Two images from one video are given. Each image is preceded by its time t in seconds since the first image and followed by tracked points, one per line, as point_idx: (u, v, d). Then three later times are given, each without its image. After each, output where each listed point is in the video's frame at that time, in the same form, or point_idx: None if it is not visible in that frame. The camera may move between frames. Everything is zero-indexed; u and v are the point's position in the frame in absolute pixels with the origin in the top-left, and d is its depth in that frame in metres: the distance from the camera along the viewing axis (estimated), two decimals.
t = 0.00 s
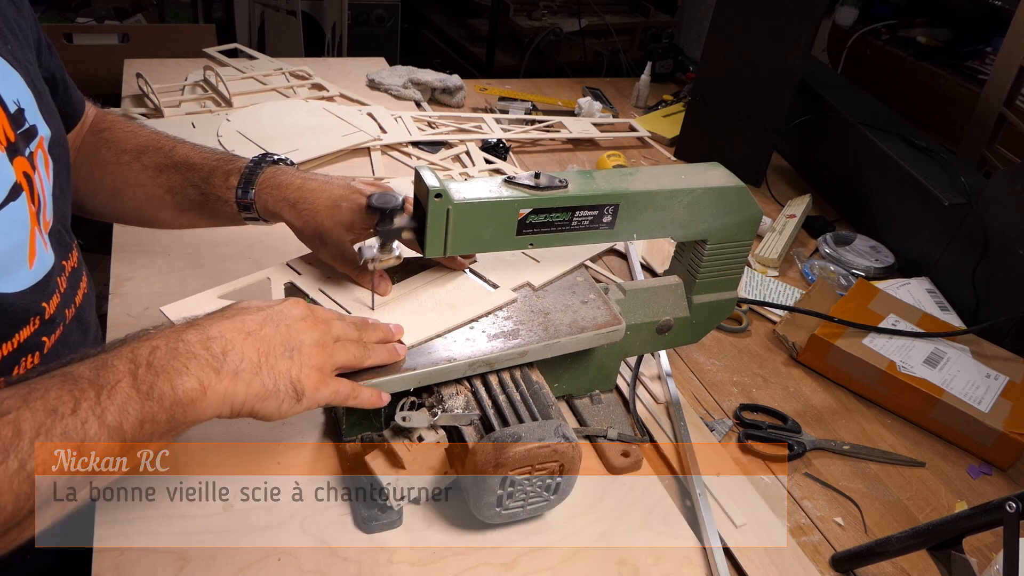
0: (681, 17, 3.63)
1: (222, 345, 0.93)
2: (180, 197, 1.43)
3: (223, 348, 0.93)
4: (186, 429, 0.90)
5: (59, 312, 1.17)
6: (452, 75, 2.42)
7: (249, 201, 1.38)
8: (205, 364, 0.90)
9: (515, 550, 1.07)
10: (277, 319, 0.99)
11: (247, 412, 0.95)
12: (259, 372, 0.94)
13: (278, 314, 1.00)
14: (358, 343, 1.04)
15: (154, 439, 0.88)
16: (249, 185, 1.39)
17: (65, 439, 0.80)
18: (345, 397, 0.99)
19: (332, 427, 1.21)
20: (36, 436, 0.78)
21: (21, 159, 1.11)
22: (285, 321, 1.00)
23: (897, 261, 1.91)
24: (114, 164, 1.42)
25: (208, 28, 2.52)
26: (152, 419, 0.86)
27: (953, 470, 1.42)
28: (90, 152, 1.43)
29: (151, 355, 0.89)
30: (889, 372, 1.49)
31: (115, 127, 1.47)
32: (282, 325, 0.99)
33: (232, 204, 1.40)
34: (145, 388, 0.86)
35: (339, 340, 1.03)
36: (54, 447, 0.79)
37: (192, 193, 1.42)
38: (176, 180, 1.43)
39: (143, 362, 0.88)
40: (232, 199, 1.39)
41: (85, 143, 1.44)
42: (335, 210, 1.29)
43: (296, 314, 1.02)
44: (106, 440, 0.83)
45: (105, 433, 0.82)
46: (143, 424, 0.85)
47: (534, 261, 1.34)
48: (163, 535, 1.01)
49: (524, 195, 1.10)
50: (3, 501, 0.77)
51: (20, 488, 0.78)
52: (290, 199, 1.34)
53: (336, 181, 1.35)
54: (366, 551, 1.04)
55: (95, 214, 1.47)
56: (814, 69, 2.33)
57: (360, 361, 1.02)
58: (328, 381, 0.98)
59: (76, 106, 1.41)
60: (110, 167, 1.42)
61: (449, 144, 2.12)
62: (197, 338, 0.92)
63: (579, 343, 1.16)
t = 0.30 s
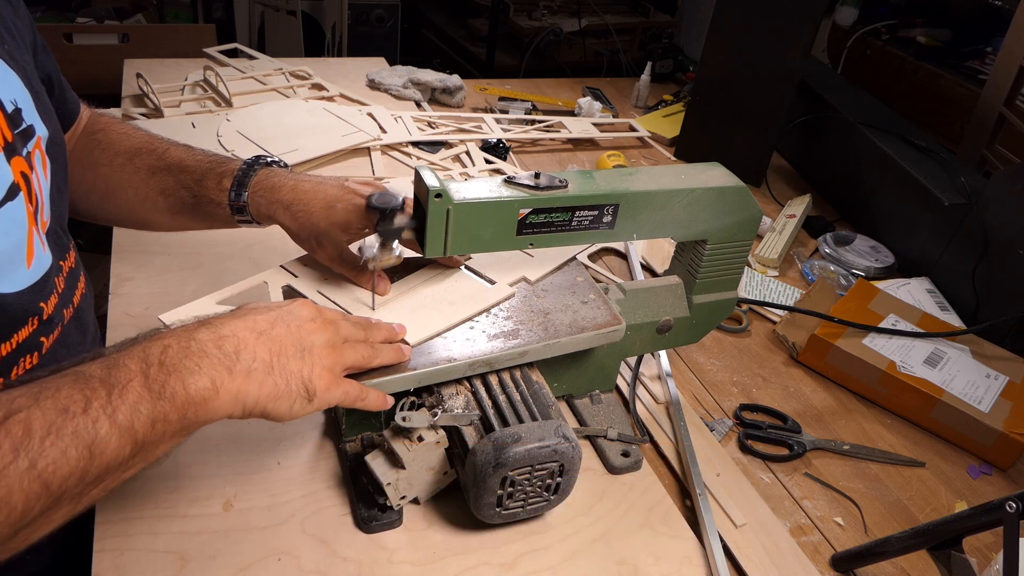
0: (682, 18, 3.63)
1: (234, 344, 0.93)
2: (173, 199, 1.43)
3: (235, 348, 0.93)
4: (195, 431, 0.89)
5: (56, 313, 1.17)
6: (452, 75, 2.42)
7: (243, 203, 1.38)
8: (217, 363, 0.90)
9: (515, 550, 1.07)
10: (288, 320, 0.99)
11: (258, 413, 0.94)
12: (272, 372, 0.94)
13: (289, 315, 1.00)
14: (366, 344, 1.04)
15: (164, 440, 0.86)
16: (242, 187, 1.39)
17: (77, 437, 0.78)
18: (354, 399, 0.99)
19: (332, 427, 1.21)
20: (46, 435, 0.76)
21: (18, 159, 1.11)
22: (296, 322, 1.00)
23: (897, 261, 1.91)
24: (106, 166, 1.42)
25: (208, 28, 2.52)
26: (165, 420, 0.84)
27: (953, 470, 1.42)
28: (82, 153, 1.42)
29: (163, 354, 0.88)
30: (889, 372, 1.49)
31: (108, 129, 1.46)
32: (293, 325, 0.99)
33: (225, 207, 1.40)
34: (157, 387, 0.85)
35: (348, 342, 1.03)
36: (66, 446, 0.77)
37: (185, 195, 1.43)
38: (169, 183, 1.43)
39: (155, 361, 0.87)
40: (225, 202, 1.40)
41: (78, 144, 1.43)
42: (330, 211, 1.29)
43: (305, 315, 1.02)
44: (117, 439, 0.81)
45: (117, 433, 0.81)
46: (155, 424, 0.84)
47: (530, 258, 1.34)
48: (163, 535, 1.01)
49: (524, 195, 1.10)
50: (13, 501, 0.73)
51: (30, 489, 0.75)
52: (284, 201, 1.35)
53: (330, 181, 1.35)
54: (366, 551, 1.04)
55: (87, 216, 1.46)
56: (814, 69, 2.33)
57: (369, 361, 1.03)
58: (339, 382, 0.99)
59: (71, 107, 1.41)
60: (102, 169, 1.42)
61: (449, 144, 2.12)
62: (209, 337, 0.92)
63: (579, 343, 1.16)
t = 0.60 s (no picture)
0: (681, 18, 3.63)
1: (237, 345, 0.93)
2: (172, 199, 1.43)
3: (238, 349, 0.93)
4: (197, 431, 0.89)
5: (56, 312, 1.17)
6: (452, 75, 2.42)
7: (241, 203, 1.38)
8: (220, 364, 0.90)
9: (515, 550, 1.07)
10: (291, 320, 0.99)
11: (260, 413, 0.94)
12: (274, 372, 0.94)
13: (293, 315, 1.00)
14: (368, 344, 1.04)
15: (166, 441, 0.86)
16: (241, 187, 1.39)
17: (80, 439, 0.78)
18: (355, 400, 1.00)
19: (332, 427, 1.21)
20: (50, 436, 0.76)
21: (17, 158, 1.11)
22: (299, 322, 1.00)
23: (897, 261, 1.91)
24: (106, 166, 1.42)
25: (208, 27, 2.52)
26: (168, 422, 0.85)
27: (952, 470, 1.42)
28: (81, 153, 1.42)
29: (166, 355, 0.88)
30: (889, 372, 1.49)
31: (107, 129, 1.47)
32: (296, 324, 0.99)
33: (224, 207, 1.40)
34: (161, 388, 0.85)
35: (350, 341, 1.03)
36: (70, 447, 0.77)
37: (184, 195, 1.43)
38: (168, 183, 1.43)
39: (158, 363, 0.87)
40: (224, 202, 1.40)
41: (78, 144, 1.43)
42: (328, 211, 1.29)
43: (308, 314, 1.02)
44: (121, 441, 0.81)
45: (120, 434, 0.81)
46: (158, 425, 0.84)
47: (528, 256, 1.35)
48: (163, 535, 1.01)
49: (524, 195, 1.10)
50: (16, 502, 0.73)
51: (34, 489, 0.74)
52: (283, 201, 1.35)
53: (328, 182, 1.35)
54: (366, 551, 1.04)
55: (87, 216, 1.46)
56: (814, 69, 2.33)
57: (370, 362, 1.03)
58: (341, 382, 0.99)
59: (71, 107, 1.41)
60: (102, 169, 1.42)
61: (449, 144, 2.12)
62: (212, 338, 0.92)
63: (579, 343, 1.16)
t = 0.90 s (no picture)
0: (681, 17, 3.63)
1: (218, 335, 0.93)
2: (174, 197, 1.43)
3: (219, 339, 0.93)
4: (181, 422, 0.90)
5: (57, 312, 1.17)
6: (452, 75, 2.42)
7: (243, 201, 1.38)
8: (203, 355, 0.90)
9: (515, 550, 1.07)
10: (273, 310, 0.99)
11: (242, 402, 0.95)
12: (255, 362, 0.94)
13: (275, 305, 1.00)
14: (354, 336, 1.03)
15: (152, 432, 0.87)
16: (243, 185, 1.38)
17: (70, 431, 0.77)
18: (345, 380, 0.99)
19: (332, 426, 1.21)
20: (40, 429, 0.76)
21: (20, 158, 1.11)
22: (282, 312, 1.00)
23: (897, 261, 1.91)
24: (109, 164, 1.42)
25: (208, 27, 2.52)
26: (154, 413, 0.85)
27: (952, 470, 1.42)
28: (85, 152, 1.43)
29: (149, 347, 0.88)
30: (889, 372, 1.49)
31: (110, 128, 1.47)
32: (279, 315, 0.99)
33: (226, 203, 1.40)
34: (146, 379, 0.85)
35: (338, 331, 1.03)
36: (60, 440, 0.77)
37: (187, 192, 1.42)
38: (171, 180, 1.43)
39: (142, 354, 0.87)
40: (226, 198, 1.39)
41: (82, 143, 1.44)
42: (330, 210, 1.28)
43: (294, 303, 1.02)
44: (109, 432, 0.81)
45: (107, 426, 0.81)
46: (145, 416, 0.84)
47: (531, 260, 1.34)
48: (163, 535, 1.01)
49: (524, 195, 1.10)
50: (9, 495, 0.72)
51: (26, 482, 0.74)
52: (285, 198, 1.34)
53: (331, 181, 1.35)
54: (366, 551, 1.04)
55: (90, 216, 1.47)
56: (814, 69, 2.33)
57: (356, 354, 1.02)
58: (325, 369, 0.98)
59: (74, 106, 1.41)
60: (105, 167, 1.42)
61: (449, 144, 2.12)
62: (194, 329, 0.92)
63: (579, 343, 1.16)
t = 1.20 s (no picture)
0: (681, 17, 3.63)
1: (204, 325, 0.94)
2: (187, 196, 1.43)
3: (205, 329, 0.94)
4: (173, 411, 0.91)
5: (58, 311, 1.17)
6: (452, 75, 2.42)
7: (256, 200, 1.38)
8: (190, 345, 0.91)
9: (515, 550, 1.07)
10: (261, 300, 1.00)
11: (231, 390, 0.95)
12: (242, 349, 0.95)
13: (263, 294, 1.01)
14: (346, 328, 1.03)
15: (144, 421, 0.88)
16: (257, 184, 1.39)
17: (64, 420, 0.79)
18: (334, 371, 0.98)
19: (332, 427, 1.21)
20: (35, 419, 0.77)
21: (23, 157, 1.11)
22: (270, 301, 1.00)
23: (897, 261, 1.91)
24: (121, 164, 1.43)
25: (208, 27, 2.52)
26: (146, 402, 0.86)
27: (953, 470, 1.42)
28: (96, 152, 1.43)
29: (138, 337, 0.89)
30: (889, 372, 1.49)
31: (121, 128, 1.47)
32: (268, 304, 1.00)
33: (239, 202, 1.40)
34: (136, 369, 0.86)
35: (329, 323, 1.02)
36: (55, 429, 0.78)
37: (200, 191, 1.42)
38: (184, 179, 1.43)
39: (131, 345, 0.88)
40: (240, 197, 1.40)
41: (90, 143, 1.44)
42: (339, 209, 1.29)
43: (284, 292, 1.02)
44: (102, 421, 0.82)
45: (101, 415, 0.82)
46: (136, 405, 0.85)
47: (541, 266, 1.32)
48: (163, 535, 1.01)
49: (524, 195, 1.10)
50: (6, 484, 0.74)
51: (22, 471, 0.75)
52: (297, 198, 1.35)
53: (344, 184, 1.37)
54: (366, 551, 1.04)
55: (99, 215, 1.47)
56: (814, 69, 2.33)
57: (348, 347, 1.00)
58: (315, 357, 0.98)
59: (79, 106, 1.41)
60: (118, 167, 1.43)
61: (449, 144, 2.12)
62: (180, 319, 0.93)
63: (579, 343, 1.16)
